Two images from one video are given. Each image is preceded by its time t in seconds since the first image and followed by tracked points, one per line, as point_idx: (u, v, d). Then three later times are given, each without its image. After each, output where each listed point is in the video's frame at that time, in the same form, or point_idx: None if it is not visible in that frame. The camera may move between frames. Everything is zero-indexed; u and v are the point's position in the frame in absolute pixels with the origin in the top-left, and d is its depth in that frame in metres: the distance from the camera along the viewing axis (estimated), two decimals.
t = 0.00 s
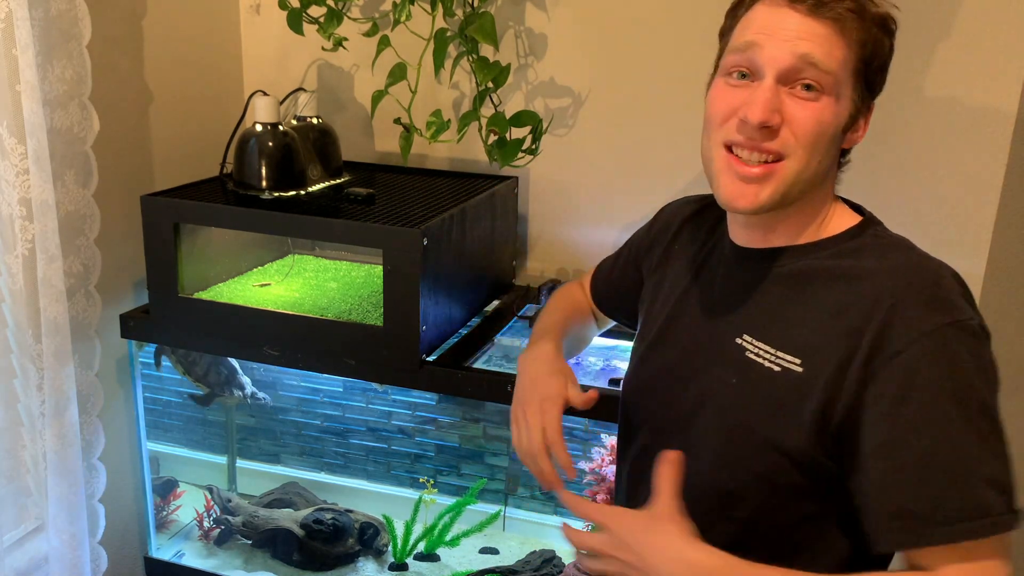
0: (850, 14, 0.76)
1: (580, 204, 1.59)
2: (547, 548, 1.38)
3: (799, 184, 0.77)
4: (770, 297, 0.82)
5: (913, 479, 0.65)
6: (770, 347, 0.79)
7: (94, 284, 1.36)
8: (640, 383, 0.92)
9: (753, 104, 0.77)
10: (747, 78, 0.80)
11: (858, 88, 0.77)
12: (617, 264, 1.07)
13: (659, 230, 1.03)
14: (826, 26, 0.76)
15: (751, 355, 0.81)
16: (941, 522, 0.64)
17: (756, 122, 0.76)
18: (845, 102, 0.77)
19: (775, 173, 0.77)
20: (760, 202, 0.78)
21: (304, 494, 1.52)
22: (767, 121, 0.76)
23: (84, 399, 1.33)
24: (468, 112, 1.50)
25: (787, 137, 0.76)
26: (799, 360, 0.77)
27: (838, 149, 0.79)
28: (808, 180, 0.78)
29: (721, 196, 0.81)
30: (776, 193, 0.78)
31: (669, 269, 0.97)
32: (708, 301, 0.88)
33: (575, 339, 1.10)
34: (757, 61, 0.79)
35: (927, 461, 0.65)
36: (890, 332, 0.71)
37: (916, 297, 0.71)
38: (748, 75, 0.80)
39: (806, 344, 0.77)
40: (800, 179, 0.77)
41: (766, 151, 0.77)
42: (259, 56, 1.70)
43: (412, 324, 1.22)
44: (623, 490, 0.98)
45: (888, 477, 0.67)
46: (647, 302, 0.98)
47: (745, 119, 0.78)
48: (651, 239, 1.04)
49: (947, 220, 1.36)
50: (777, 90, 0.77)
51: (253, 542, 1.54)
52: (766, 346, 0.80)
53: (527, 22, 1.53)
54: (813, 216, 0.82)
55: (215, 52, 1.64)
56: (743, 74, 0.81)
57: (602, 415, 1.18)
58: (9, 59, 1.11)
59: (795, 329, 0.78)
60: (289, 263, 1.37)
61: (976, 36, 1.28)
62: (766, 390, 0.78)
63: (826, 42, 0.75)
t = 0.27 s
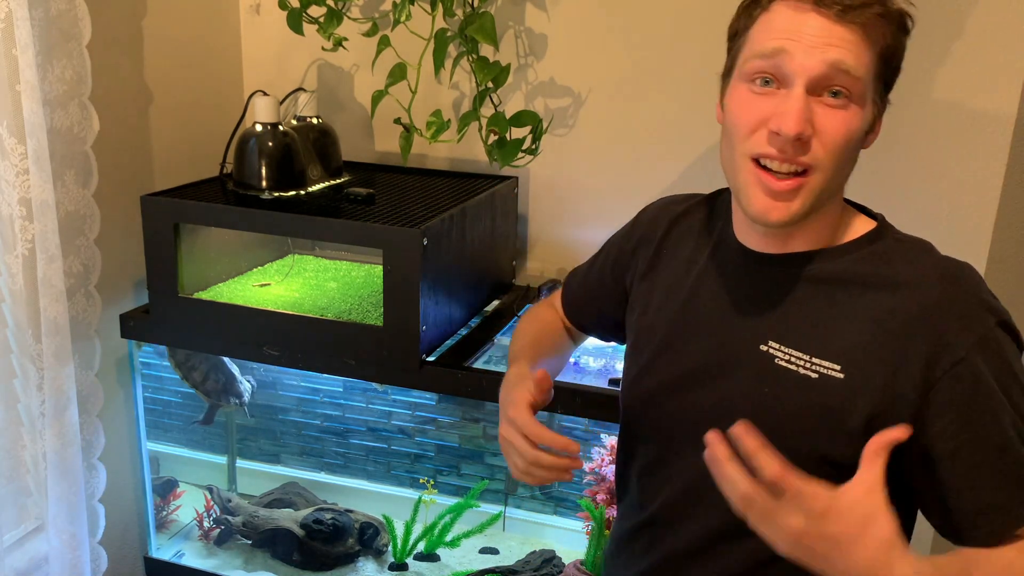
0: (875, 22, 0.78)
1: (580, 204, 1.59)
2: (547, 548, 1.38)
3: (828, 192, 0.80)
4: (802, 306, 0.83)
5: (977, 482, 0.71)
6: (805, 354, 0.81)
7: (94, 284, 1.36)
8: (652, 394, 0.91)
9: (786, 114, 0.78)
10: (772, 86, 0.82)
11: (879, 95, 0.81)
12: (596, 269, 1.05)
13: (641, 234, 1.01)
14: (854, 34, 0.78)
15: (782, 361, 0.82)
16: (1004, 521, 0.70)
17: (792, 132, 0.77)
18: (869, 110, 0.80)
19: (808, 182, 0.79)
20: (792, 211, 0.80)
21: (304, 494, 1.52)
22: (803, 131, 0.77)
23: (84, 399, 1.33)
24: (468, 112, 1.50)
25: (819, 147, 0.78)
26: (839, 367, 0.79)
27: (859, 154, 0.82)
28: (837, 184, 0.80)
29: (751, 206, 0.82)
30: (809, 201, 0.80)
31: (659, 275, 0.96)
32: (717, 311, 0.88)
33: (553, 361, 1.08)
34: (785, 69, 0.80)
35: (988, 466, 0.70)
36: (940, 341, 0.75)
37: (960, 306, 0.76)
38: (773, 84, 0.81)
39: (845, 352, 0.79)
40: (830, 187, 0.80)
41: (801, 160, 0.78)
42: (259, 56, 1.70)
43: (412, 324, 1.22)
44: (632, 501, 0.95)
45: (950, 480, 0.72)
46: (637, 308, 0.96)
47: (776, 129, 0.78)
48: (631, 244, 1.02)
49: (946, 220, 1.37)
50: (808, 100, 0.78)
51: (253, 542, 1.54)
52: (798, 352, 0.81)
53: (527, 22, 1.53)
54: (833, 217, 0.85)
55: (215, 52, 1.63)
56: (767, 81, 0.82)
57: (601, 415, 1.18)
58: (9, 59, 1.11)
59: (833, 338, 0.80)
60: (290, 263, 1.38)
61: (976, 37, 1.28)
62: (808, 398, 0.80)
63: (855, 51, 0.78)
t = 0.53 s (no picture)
0: (879, 29, 0.78)
1: (580, 204, 1.59)
2: (547, 548, 1.37)
3: (843, 205, 0.80)
4: (822, 311, 0.84)
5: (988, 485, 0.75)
6: (827, 359, 0.83)
7: (94, 284, 1.36)
8: (662, 399, 0.92)
9: (797, 133, 0.78)
10: (777, 103, 0.81)
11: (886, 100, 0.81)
12: (593, 272, 1.04)
13: (640, 235, 1.01)
14: (858, 44, 0.78)
15: (802, 366, 0.84)
16: (1009, 521, 0.75)
17: (805, 151, 0.77)
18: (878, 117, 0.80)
19: (825, 198, 0.79)
20: (810, 228, 0.80)
21: (304, 494, 1.52)
22: (816, 148, 0.77)
23: (85, 399, 1.33)
24: (468, 112, 1.50)
25: (833, 162, 0.78)
26: (863, 372, 0.81)
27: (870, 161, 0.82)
28: (852, 194, 0.81)
29: (767, 225, 0.82)
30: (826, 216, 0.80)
31: (661, 277, 0.96)
32: (726, 316, 0.89)
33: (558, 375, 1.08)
34: (791, 86, 0.80)
35: (1000, 467, 0.75)
36: (962, 346, 0.78)
37: (981, 311, 0.78)
38: (779, 101, 0.81)
39: (868, 356, 0.81)
40: (845, 200, 0.80)
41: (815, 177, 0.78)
42: (259, 56, 1.70)
43: (411, 324, 1.22)
44: (640, 510, 0.96)
45: (964, 481, 0.76)
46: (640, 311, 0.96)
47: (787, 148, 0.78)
48: (630, 245, 1.01)
49: (947, 220, 1.36)
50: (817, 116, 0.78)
51: (253, 542, 1.54)
52: (820, 358, 0.83)
53: (527, 22, 1.53)
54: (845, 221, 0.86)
55: (215, 52, 1.64)
56: (772, 98, 0.82)
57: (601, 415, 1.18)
58: (9, 59, 1.11)
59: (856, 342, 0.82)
60: (289, 263, 1.38)
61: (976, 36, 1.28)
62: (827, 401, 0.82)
63: (862, 62, 0.78)
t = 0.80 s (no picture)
0: (845, 23, 0.77)
1: (580, 204, 1.59)
2: (547, 548, 1.37)
3: (826, 203, 0.80)
4: (810, 311, 0.84)
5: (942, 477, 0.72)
6: (811, 361, 0.83)
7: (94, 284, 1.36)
8: (663, 402, 0.93)
9: (769, 138, 0.78)
10: (751, 106, 0.81)
11: (864, 90, 0.79)
12: (602, 279, 1.05)
13: (648, 241, 1.02)
14: (825, 43, 0.77)
15: (786, 366, 0.84)
16: (961, 517, 0.71)
17: (777, 156, 0.77)
18: (855, 110, 0.79)
19: (805, 199, 0.79)
20: (794, 231, 0.80)
21: (304, 494, 1.52)
22: (788, 153, 0.77)
23: (84, 399, 1.33)
24: (468, 112, 1.50)
25: (809, 163, 0.78)
26: (844, 372, 0.80)
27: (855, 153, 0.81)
28: (835, 191, 0.80)
29: (751, 230, 0.83)
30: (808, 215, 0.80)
31: (666, 281, 0.97)
32: (728, 321, 0.90)
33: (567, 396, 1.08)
34: (761, 91, 0.80)
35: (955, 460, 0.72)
36: (935, 338, 0.75)
37: (961, 305, 0.75)
38: (752, 105, 0.81)
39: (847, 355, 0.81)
40: (828, 198, 0.80)
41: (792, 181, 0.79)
42: (259, 56, 1.70)
43: (412, 324, 1.22)
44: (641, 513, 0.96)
45: (918, 473, 0.74)
46: (645, 316, 0.98)
47: (761, 154, 0.79)
48: (637, 250, 1.03)
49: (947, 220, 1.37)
50: (789, 119, 0.78)
51: (253, 542, 1.54)
52: (804, 359, 0.83)
53: (527, 22, 1.53)
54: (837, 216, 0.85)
55: (215, 52, 1.63)
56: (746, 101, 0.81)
57: (602, 415, 1.18)
58: (9, 59, 1.11)
59: (836, 339, 0.82)
60: (289, 263, 1.38)
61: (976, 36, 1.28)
62: (807, 397, 0.82)
63: (830, 59, 0.77)
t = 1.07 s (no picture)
0: (764, 25, 0.77)
1: (580, 204, 1.59)
2: (547, 548, 1.37)
3: (770, 204, 0.79)
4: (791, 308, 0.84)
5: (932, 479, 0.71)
6: (794, 361, 0.82)
7: (94, 284, 1.36)
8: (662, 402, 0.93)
9: (696, 147, 0.79)
10: (687, 117, 0.82)
11: (800, 87, 0.78)
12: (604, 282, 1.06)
13: (649, 242, 1.02)
14: (746, 46, 0.77)
15: (771, 366, 0.84)
16: (953, 520, 0.70)
17: (703, 164, 0.78)
18: (790, 107, 0.78)
19: (745, 202, 0.79)
20: (738, 236, 0.80)
21: (304, 494, 1.52)
22: (715, 159, 0.78)
23: (84, 399, 1.33)
24: (468, 112, 1.50)
25: (741, 166, 0.78)
26: (824, 372, 0.80)
27: (803, 151, 0.79)
28: (780, 193, 0.79)
29: (701, 240, 0.83)
30: (751, 220, 0.80)
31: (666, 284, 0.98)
32: (724, 320, 0.91)
33: (570, 398, 1.09)
34: (689, 101, 0.81)
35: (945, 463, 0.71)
36: (911, 336, 0.75)
37: (938, 302, 0.75)
38: (686, 116, 0.82)
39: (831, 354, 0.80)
40: (770, 200, 0.79)
41: (727, 186, 0.79)
42: (259, 56, 1.70)
43: (411, 324, 1.22)
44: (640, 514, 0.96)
45: (906, 474, 0.73)
46: (647, 318, 0.99)
47: (693, 164, 0.80)
48: (639, 251, 1.03)
49: (948, 219, 1.37)
50: (716, 125, 0.79)
51: (253, 542, 1.54)
52: (788, 360, 0.83)
53: (527, 22, 1.53)
54: (805, 218, 0.83)
55: (216, 52, 1.63)
56: (683, 114, 0.83)
57: (602, 415, 1.18)
58: (9, 59, 1.11)
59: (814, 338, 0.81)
60: (289, 263, 1.37)
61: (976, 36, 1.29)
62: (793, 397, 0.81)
63: (752, 61, 0.77)
